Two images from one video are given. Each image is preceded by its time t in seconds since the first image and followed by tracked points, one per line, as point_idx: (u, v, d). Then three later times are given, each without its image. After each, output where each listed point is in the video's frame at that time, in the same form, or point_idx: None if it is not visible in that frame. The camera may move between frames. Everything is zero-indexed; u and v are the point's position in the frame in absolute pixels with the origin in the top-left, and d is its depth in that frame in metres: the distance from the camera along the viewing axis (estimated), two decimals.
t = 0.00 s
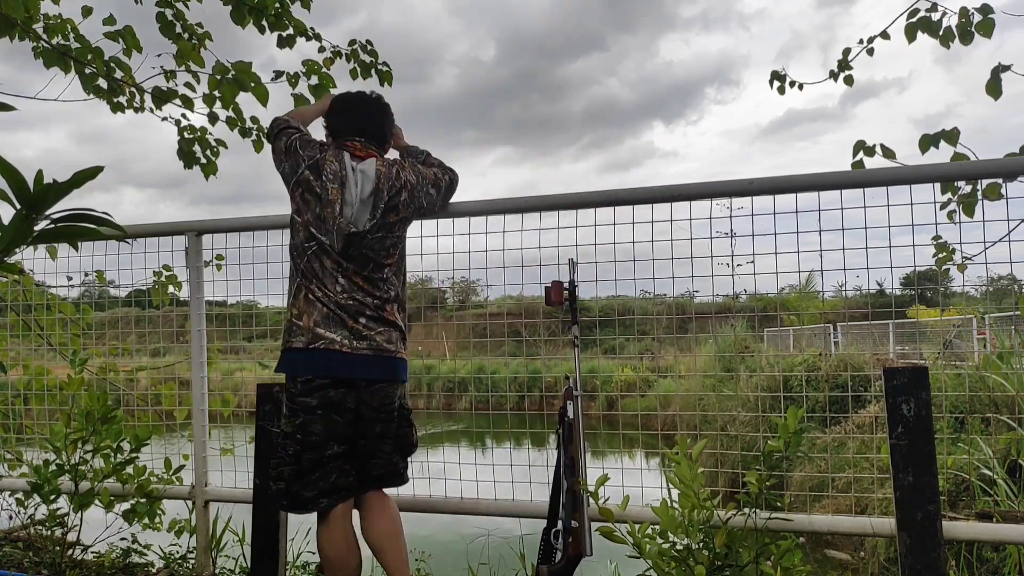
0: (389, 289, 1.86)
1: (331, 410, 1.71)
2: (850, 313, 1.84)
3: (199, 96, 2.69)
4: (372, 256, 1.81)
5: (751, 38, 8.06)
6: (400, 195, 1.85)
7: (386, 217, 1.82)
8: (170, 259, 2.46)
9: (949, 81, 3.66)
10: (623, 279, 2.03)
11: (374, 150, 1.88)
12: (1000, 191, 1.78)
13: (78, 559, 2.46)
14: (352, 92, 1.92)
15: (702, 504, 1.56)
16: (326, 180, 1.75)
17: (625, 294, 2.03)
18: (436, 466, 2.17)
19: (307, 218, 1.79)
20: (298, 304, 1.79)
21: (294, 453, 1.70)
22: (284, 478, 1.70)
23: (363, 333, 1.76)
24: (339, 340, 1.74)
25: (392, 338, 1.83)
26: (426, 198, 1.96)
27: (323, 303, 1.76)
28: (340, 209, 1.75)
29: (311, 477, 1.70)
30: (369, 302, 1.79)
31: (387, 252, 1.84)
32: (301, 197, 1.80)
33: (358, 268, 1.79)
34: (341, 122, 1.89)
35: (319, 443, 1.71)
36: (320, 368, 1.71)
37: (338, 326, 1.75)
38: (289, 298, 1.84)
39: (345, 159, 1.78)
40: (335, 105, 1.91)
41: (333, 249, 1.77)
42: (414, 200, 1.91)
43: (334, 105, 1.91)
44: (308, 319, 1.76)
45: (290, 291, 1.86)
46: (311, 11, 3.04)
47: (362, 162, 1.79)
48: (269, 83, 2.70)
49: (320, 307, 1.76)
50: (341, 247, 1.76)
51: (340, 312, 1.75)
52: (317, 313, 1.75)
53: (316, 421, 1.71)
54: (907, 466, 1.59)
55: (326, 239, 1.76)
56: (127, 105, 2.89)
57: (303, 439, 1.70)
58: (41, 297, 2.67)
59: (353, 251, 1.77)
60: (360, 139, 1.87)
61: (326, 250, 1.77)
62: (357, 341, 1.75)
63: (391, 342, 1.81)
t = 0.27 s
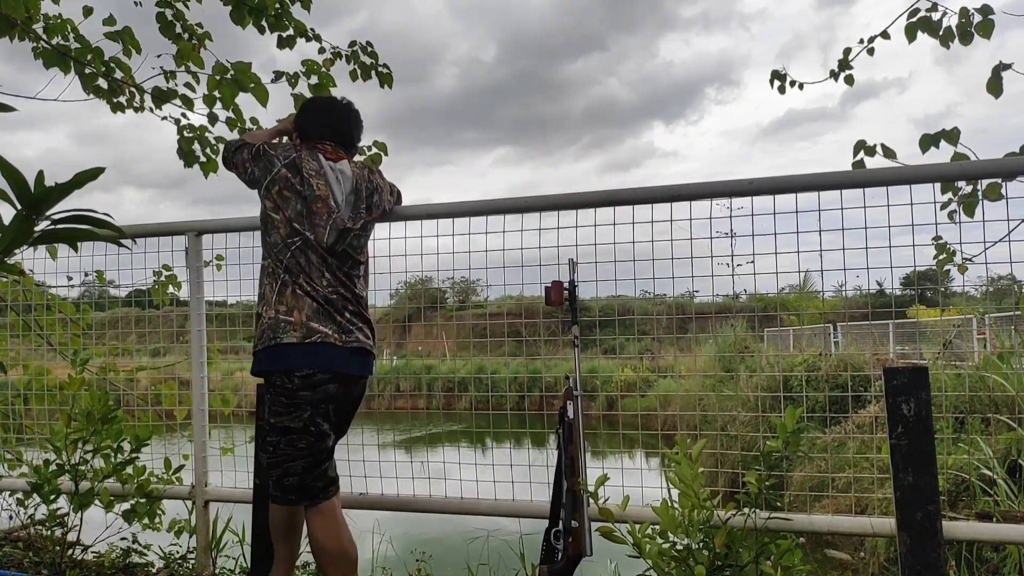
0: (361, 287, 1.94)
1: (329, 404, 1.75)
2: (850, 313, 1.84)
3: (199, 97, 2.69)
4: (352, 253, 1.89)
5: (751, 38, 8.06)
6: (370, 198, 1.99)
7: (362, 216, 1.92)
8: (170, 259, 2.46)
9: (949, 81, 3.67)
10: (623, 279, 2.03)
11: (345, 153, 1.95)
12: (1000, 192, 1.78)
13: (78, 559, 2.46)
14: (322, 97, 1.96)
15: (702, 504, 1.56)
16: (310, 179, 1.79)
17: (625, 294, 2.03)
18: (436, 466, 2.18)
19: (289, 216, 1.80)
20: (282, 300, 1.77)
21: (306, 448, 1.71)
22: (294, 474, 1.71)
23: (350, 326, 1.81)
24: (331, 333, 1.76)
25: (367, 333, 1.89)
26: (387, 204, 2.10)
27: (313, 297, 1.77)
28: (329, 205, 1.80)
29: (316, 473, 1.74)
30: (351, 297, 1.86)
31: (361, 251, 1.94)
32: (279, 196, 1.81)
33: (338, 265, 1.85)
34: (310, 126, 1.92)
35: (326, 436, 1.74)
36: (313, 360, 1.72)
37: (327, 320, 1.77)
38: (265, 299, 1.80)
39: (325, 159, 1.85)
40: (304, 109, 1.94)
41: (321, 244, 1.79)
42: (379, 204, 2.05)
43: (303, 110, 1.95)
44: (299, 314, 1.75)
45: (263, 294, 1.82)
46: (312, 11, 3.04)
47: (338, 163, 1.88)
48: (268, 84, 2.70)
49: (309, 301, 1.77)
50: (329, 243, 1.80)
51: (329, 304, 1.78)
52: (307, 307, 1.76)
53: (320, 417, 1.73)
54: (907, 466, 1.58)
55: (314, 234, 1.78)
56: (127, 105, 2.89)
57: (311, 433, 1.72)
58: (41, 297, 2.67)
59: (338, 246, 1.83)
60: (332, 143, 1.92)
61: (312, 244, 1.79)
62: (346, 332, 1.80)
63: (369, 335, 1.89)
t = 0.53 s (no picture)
0: (318, 293, 1.94)
1: (289, 407, 1.77)
2: (850, 313, 1.84)
3: (199, 97, 2.69)
4: (305, 262, 1.88)
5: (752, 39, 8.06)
6: (323, 205, 1.97)
7: (313, 225, 1.91)
8: (170, 259, 2.46)
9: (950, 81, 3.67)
10: (623, 279, 2.03)
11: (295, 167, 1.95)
12: (1000, 192, 1.78)
13: (78, 559, 2.46)
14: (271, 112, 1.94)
15: (702, 504, 1.56)
16: (257, 193, 1.80)
17: (625, 294, 2.03)
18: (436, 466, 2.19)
19: (238, 229, 1.81)
20: (235, 311, 1.79)
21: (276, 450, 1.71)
22: (267, 476, 1.70)
23: (302, 334, 1.82)
24: (283, 341, 1.78)
25: (322, 342, 1.89)
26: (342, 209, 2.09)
27: (264, 307, 1.78)
28: (279, 218, 1.80)
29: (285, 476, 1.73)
30: (304, 304, 1.86)
31: (315, 258, 1.94)
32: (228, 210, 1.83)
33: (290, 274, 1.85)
34: (260, 143, 1.91)
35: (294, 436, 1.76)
36: (269, 368, 1.75)
37: (280, 328, 1.79)
38: (219, 309, 1.83)
39: (272, 173, 1.85)
40: (253, 124, 1.94)
41: (270, 256, 1.80)
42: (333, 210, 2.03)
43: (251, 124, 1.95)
44: (252, 324, 1.77)
45: (218, 304, 1.84)
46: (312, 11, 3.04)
47: (287, 176, 1.87)
48: (268, 86, 2.71)
49: (260, 311, 1.78)
50: (278, 254, 1.81)
51: (279, 314, 1.79)
52: (258, 317, 1.77)
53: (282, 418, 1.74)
54: (907, 466, 1.58)
55: (263, 246, 1.79)
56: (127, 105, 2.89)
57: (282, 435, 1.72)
58: (41, 297, 2.67)
59: (288, 257, 1.83)
60: (281, 159, 1.92)
61: (261, 255, 1.80)
62: (299, 341, 1.80)
63: (324, 342, 1.90)
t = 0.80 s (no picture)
0: (258, 283, 1.96)
1: (221, 394, 1.79)
2: (850, 313, 1.84)
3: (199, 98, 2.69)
4: (244, 250, 1.91)
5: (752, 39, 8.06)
6: (263, 197, 2.00)
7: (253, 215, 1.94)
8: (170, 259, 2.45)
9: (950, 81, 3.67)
10: (623, 279, 2.03)
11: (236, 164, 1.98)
12: (1000, 192, 1.78)
13: (78, 559, 2.45)
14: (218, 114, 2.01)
15: (702, 504, 1.56)
16: (194, 183, 1.84)
17: (625, 294, 2.03)
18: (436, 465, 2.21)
19: (177, 219, 1.84)
20: (173, 298, 1.80)
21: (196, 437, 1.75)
22: (183, 462, 1.72)
23: (240, 320, 1.84)
24: (220, 325, 1.79)
25: (264, 328, 1.91)
26: (282, 204, 2.11)
27: (201, 293, 1.80)
28: (215, 206, 1.83)
29: (207, 458, 1.77)
30: (242, 292, 1.88)
31: (256, 248, 1.96)
32: (166, 203, 1.85)
33: (230, 261, 1.88)
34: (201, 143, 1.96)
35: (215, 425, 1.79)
36: (207, 352, 1.76)
37: (218, 313, 1.81)
38: (159, 299, 1.84)
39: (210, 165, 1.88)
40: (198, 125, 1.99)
41: (208, 243, 1.83)
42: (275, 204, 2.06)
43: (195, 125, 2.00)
44: (189, 310, 1.78)
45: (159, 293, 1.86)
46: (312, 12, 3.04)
47: (226, 169, 1.90)
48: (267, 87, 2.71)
49: (197, 297, 1.80)
50: (216, 241, 1.84)
51: (217, 299, 1.81)
52: (196, 302, 1.79)
53: (214, 405, 1.78)
54: (907, 466, 1.58)
55: (201, 234, 1.82)
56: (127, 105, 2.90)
57: (199, 423, 1.75)
58: (41, 297, 2.68)
59: (227, 244, 1.86)
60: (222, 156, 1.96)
61: (200, 243, 1.83)
62: (236, 326, 1.82)
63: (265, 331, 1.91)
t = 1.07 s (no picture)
0: (204, 282, 2.07)
1: (150, 386, 1.91)
2: (850, 313, 1.84)
3: (198, 99, 2.69)
4: (187, 252, 2.03)
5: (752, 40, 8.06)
6: (209, 197, 2.09)
7: (196, 216, 2.04)
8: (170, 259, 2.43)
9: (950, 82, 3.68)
10: (623, 279, 2.03)
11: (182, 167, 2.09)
12: (1000, 192, 1.79)
13: (78, 559, 2.45)
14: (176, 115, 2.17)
15: (702, 504, 1.56)
16: (137, 191, 1.97)
17: (625, 294, 2.02)
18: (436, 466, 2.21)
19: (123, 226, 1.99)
20: (119, 297, 1.97)
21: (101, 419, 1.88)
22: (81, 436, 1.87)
23: (179, 318, 1.95)
24: (157, 323, 1.92)
25: (210, 325, 2.02)
26: (235, 203, 2.20)
27: (142, 293, 1.95)
28: (155, 211, 1.96)
29: (107, 441, 1.91)
30: (185, 291, 2.00)
31: (201, 248, 2.07)
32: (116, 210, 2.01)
33: (175, 263, 2.01)
34: (154, 146, 2.13)
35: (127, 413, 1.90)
36: (139, 346, 1.89)
37: (159, 312, 1.94)
38: (112, 299, 2.02)
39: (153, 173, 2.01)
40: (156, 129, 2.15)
41: (150, 246, 1.98)
42: (224, 203, 2.14)
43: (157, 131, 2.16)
44: (130, 308, 1.94)
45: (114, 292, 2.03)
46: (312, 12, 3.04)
47: (170, 173, 2.01)
48: (266, 88, 2.71)
49: (139, 297, 1.95)
50: (157, 245, 1.97)
51: (158, 298, 1.95)
52: (138, 302, 1.94)
53: (133, 393, 1.90)
54: (907, 466, 1.58)
55: (144, 238, 1.97)
56: (127, 105, 2.90)
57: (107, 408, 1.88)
58: (41, 297, 2.67)
59: (171, 245, 2.00)
60: (170, 159, 2.10)
61: (143, 246, 1.98)
62: (175, 324, 1.94)
63: (207, 329, 2.00)
